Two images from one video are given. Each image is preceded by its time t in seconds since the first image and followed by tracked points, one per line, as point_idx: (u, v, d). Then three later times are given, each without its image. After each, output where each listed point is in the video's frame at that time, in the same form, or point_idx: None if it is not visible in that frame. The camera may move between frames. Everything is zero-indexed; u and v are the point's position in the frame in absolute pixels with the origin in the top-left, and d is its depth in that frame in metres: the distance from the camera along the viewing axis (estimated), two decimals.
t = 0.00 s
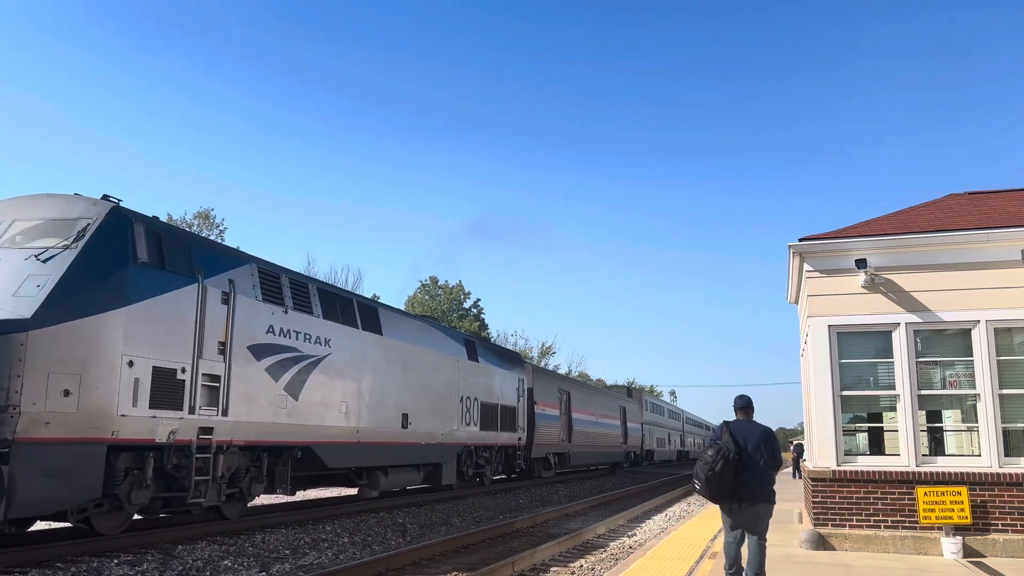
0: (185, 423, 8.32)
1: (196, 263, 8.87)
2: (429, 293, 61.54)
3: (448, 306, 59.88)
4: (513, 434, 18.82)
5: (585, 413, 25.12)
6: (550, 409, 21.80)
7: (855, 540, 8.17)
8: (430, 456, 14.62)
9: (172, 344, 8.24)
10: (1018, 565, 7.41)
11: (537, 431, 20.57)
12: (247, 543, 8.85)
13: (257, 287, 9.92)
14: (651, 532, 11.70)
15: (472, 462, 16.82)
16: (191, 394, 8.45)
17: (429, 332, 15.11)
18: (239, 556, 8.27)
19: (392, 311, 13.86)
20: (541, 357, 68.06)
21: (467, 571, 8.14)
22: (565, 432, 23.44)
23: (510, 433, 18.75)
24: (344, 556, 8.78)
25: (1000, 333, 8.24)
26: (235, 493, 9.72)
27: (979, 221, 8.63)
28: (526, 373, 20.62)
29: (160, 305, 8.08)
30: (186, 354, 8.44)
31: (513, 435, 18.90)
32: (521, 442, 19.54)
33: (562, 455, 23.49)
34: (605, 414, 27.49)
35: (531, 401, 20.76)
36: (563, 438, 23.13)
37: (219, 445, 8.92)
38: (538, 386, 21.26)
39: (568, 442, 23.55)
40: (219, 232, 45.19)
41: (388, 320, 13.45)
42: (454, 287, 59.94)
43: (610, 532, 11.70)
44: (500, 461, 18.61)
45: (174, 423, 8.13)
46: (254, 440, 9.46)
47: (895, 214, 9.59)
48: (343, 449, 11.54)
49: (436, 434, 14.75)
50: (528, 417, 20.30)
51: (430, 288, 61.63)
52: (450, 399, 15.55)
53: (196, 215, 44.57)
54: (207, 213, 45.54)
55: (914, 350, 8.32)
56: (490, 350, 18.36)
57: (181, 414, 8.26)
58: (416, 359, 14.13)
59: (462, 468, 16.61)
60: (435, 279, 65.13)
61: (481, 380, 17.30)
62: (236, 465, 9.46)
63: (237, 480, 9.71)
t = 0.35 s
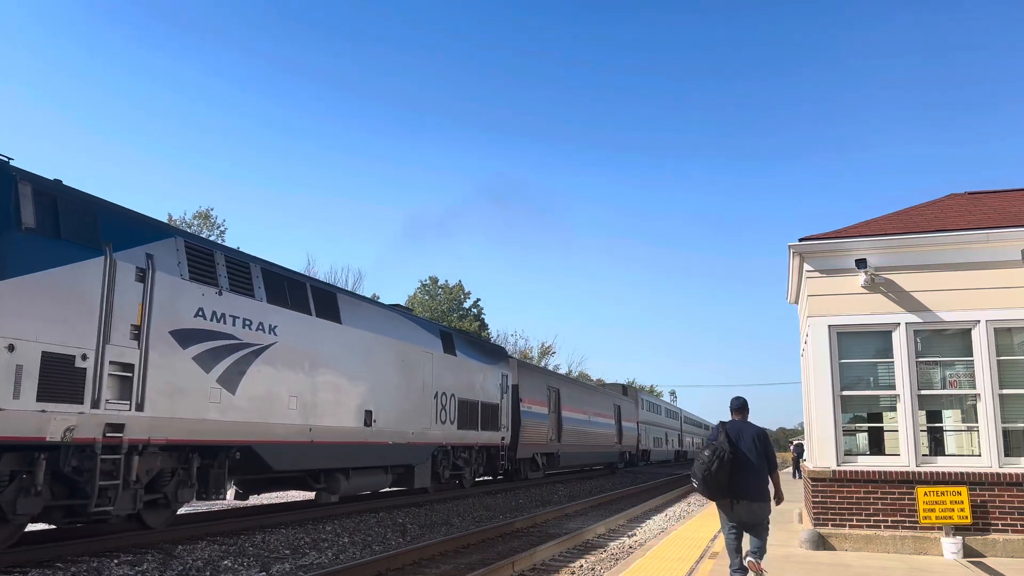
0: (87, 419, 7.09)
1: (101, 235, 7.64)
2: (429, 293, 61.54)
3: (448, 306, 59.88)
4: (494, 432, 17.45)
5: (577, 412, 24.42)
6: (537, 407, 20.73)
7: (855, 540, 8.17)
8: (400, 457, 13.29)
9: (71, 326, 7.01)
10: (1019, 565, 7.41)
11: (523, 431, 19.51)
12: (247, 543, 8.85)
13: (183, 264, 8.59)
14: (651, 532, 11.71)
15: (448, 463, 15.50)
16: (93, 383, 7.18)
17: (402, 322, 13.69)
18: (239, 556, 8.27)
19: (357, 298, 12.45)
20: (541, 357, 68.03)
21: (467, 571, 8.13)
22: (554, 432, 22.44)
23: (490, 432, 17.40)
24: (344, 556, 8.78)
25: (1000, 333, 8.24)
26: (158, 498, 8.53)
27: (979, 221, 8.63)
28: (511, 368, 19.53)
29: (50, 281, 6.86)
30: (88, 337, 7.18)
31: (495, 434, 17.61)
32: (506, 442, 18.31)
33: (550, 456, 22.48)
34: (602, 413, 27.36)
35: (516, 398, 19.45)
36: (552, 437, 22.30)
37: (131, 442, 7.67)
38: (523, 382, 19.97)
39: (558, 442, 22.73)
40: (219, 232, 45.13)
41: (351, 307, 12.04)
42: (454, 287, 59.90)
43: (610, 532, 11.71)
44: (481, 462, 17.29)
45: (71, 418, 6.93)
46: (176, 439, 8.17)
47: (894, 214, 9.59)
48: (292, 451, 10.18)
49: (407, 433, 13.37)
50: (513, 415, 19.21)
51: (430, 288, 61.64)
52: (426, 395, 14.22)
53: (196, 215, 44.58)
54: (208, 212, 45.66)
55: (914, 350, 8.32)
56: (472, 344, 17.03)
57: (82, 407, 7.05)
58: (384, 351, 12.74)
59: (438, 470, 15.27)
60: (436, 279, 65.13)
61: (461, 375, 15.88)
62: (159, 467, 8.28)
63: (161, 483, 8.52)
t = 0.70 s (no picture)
0: None
1: None
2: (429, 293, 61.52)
3: (447, 306, 59.87)
4: (471, 430, 16.34)
5: (567, 411, 23.81)
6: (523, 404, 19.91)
7: (855, 540, 8.17)
8: (364, 458, 12.20)
9: None
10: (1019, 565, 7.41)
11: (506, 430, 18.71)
12: (247, 543, 8.85)
13: (88, 234, 7.37)
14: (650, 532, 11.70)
15: (420, 464, 14.42)
16: None
17: (366, 310, 12.52)
18: (239, 556, 8.26)
19: (313, 282, 11.27)
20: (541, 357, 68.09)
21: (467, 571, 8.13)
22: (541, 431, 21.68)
23: (468, 431, 16.30)
24: (344, 556, 8.77)
25: (1000, 332, 8.23)
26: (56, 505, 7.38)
27: (978, 221, 8.63)
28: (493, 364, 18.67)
29: None
30: None
31: (472, 433, 16.53)
32: (485, 441, 17.29)
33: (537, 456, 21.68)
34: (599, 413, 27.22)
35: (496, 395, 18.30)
36: (540, 437, 21.64)
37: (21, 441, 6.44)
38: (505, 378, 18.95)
39: (546, 441, 22.09)
40: (219, 231, 45.05)
41: (306, 291, 10.85)
42: (454, 286, 59.85)
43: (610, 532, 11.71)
44: (457, 463, 16.20)
45: None
46: (80, 437, 6.95)
47: (894, 215, 9.59)
48: (230, 452, 9.02)
49: (371, 432, 12.20)
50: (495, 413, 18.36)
51: (430, 288, 61.65)
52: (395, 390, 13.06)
53: (196, 215, 44.54)
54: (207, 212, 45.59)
55: (914, 350, 8.32)
56: (449, 337, 15.96)
57: None
58: (344, 342, 11.54)
59: (409, 471, 14.22)
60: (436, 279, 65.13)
61: (434, 369, 14.71)
62: (56, 469, 7.12)
63: (61, 488, 7.41)
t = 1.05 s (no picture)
0: None
1: None
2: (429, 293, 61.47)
3: (447, 306, 59.86)
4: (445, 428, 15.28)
5: (557, 410, 23.12)
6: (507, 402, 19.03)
7: (856, 540, 8.17)
8: (323, 458, 11.24)
9: None
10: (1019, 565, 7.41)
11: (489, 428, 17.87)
12: (247, 543, 8.85)
13: None
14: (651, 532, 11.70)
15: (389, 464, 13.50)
16: None
17: (324, 296, 11.54)
18: (239, 556, 8.26)
19: (259, 264, 10.33)
20: (541, 357, 68.11)
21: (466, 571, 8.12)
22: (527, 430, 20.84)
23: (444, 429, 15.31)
24: (344, 556, 8.77)
25: (1000, 332, 8.23)
26: None
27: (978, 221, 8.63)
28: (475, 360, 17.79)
29: None
30: None
31: (449, 431, 15.53)
32: (464, 440, 16.31)
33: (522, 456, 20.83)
34: (593, 411, 26.82)
35: (475, 391, 17.25)
36: (527, 437, 20.91)
37: None
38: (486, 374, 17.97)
39: (533, 441, 21.37)
40: (219, 231, 45.05)
41: (247, 273, 9.91)
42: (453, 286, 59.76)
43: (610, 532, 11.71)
44: (429, 464, 15.17)
45: None
46: None
47: (894, 215, 9.59)
48: (149, 450, 8.12)
49: (329, 430, 11.22)
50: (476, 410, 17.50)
51: (430, 288, 61.59)
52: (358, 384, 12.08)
53: (195, 215, 44.52)
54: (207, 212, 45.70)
55: (914, 349, 8.32)
56: (424, 328, 14.94)
57: None
58: (296, 330, 10.56)
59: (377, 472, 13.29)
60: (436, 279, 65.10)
61: (405, 364, 13.68)
62: None
63: None
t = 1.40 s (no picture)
0: None
1: None
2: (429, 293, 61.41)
3: (447, 306, 59.84)
4: (418, 425, 14.03)
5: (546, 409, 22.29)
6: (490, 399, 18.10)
7: (856, 540, 8.18)
8: (273, 460, 10.01)
9: None
10: (1019, 566, 7.40)
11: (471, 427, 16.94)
12: (247, 544, 8.84)
13: None
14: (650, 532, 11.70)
15: (353, 467, 12.32)
16: None
17: (274, 279, 10.21)
18: (239, 556, 8.26)
19: (195, 242, 9.03)
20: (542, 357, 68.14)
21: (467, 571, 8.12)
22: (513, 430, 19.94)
23: (419, 429, 14.08)
24: (344, 556, 8.76)
25: (1000, 332, 8.23)
26: None
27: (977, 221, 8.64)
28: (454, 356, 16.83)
29: None
30: None
31: (425, 430, 14.32)
32: (441, 439, 15.10)
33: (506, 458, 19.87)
34: (585, 409, 26.15)
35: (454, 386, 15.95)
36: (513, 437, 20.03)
37: None
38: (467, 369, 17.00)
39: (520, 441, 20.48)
40: (219, 231, 45.05)
41: (177, 252, 8.61)
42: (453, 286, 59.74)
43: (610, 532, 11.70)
44: (401, 465, 13.97)
45: None
46: None
47: (893, 215, 9.59)
48: (51, 453, 6.90)
49: (279, 429, 9.95)
50: (456, 408, 16.49)
51: (430, 288, 61.53)
52: (317, 377, 10.83)
53: (196, 215, 44.54)
54: (208, 212, 45.71)
55: (914, 349, 8.32)
56: (394, 317, 13.68)
57: None
58: (238, 316, 9.26)
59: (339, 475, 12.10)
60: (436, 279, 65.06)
61: (374, 355, 12.46)
62: None
63: None
